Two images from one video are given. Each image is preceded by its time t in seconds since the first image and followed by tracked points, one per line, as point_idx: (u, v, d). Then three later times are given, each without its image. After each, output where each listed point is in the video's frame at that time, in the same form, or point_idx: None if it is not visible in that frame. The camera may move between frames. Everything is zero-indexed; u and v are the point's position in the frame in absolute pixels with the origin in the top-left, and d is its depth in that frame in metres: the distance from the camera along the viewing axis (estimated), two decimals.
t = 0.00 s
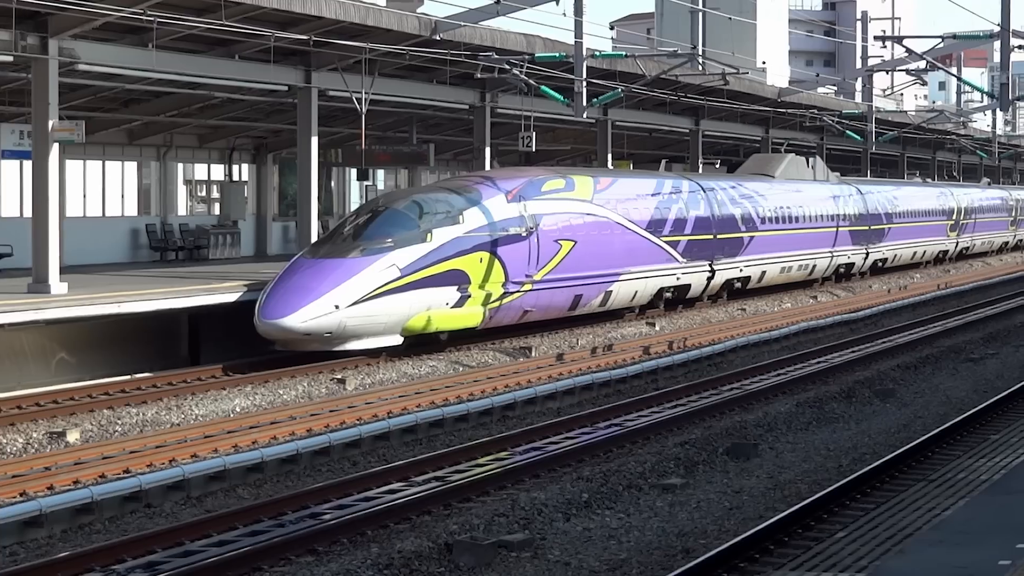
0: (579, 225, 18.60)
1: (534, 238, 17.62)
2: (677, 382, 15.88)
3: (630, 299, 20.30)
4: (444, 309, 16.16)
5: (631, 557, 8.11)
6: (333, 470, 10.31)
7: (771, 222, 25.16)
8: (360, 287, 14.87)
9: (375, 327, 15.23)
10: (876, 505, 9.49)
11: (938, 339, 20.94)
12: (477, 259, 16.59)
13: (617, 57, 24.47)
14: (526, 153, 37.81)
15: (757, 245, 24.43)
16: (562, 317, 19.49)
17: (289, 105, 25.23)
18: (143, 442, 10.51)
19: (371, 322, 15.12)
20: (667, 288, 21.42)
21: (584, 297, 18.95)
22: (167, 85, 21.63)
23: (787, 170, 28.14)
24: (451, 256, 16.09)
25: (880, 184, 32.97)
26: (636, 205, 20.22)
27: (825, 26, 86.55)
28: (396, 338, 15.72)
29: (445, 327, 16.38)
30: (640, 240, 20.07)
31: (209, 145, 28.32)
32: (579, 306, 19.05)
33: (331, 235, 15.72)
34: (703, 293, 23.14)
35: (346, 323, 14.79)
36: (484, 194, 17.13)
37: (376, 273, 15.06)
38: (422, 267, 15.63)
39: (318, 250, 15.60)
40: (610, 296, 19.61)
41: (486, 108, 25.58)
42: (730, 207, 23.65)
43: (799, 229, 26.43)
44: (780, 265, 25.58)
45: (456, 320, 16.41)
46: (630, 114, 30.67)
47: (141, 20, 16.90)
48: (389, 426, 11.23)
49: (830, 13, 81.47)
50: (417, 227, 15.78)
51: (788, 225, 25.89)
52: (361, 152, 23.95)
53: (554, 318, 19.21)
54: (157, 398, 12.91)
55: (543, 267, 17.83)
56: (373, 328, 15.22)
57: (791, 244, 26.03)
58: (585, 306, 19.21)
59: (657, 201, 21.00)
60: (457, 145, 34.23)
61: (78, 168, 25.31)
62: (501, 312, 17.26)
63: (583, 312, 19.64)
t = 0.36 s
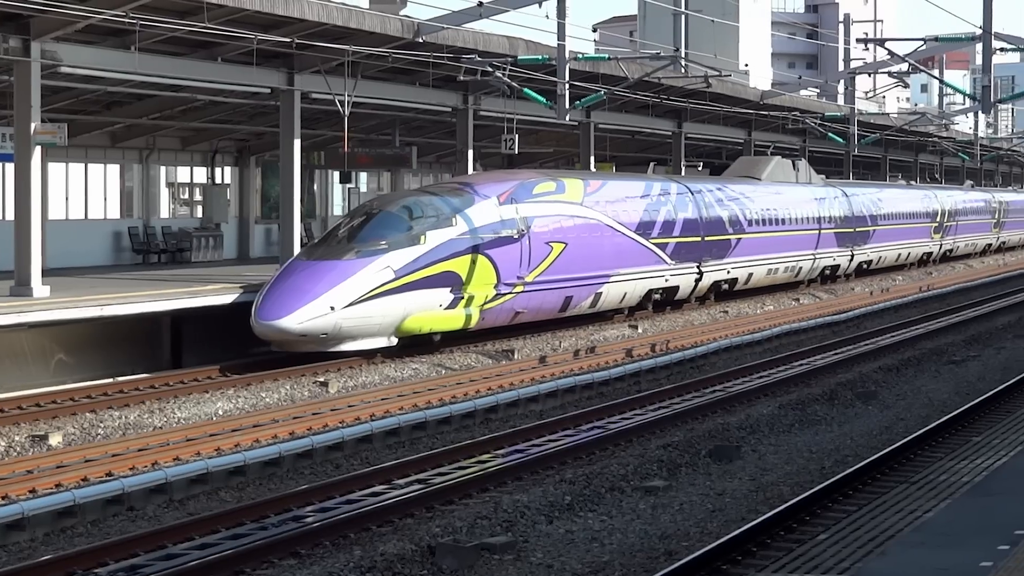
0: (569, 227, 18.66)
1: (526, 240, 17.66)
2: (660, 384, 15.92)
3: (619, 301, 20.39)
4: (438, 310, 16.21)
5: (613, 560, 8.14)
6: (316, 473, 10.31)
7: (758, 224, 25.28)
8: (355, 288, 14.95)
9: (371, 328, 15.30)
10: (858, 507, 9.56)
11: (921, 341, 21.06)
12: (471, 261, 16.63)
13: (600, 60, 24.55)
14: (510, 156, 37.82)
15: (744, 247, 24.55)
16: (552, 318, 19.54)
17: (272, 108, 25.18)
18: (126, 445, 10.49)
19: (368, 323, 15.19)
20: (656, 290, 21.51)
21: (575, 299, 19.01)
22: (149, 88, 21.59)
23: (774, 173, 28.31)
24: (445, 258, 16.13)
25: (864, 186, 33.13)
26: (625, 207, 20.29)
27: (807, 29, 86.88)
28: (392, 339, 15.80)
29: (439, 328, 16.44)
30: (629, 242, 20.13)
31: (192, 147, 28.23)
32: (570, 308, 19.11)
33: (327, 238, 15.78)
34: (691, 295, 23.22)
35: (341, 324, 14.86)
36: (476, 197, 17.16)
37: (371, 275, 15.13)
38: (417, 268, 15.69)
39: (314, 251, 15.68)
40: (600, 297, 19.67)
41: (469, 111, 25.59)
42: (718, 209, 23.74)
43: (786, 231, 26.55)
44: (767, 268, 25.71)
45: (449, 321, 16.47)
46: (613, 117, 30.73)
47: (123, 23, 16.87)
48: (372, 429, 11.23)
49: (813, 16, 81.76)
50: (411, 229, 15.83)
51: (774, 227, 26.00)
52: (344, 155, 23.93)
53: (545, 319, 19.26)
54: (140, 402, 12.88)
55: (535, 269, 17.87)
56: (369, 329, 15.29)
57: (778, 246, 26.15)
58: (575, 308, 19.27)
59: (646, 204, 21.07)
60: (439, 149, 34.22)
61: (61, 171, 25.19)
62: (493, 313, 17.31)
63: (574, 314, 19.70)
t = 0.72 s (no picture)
0: (552, 228, 18.72)
1: (510, 240, 17.71)
2: (635, 385, 16.01)
3: (601, 301, 20.48)
4: (425, 310, 16.26)
5: (588, 561, 8.19)
6: (291, 474, 10.33)
7: (738, 226, 25.44)
8: (343, 287, 15.00)
9: (359, 328, 15.36)
10: (833, 508, 9.66)
11: (896, 342, 21.24)
12: (457, 261, 16.68)
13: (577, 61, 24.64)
14: (486, 157, 37.86)
15: (724, 248, 24.70)
16: (535, 318, 19.61)
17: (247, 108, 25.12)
18: (101, 446, 10.47)
19: (355, 323, 15.24)
20: (637, 290, 21.62)
21: (558, 299, 19.08)
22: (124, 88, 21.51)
23: (753, 175, 28.49)
24: (431, 259, 16.18)
25: (841, 187, 33.36)
26: (608, 208, 20.37)
27: (783, 30, 87.27)
28: (379, 338, 15.86)
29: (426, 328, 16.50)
30: (611, 243, 20.22)
31: (167, 148, 28.12)
32: (553, 307, 19.18)
33: (313, 239, 15.81)
34: (671, 295, 23.35)
35: (329, 323, 14.90)
36: (461, 197, 17.20)
37: (359, 275, 15.19)
38: (403, 268, 15.74)
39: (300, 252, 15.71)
40: (583, 297, 19.76)
41: (445, 112, 25.61)
42: (698, 211, 23.87)
43: (765, 232, 26.72)
44: (746, 268, 25.88)
45: (436, 321, 16.51)
46: (590, 118, 30.82)
47: (99, 22, 16.82)
48: (348, 430, 11.24)
49: (788, 18, 82.16)
50: (397, 230, 15.89)
51: (753, 228, 26.17)
52: (320, 156, 23.91)
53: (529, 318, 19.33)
54: (115, 403, 12.85)
55: (519, 269, 17.93)
56: (357, 329, 15.35)
57: (757, 247, 26.32)
58: (558, 308, 19.34)
59: (627, 205, 21.17)
60: (416, 150, 34.22)
61: (36, 171, 25.05)
62: (478, 313, 17.35)
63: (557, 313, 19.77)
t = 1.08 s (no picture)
0: (536, 228, 18.78)
1: (495, 240, 17.76)
2: (612, 386, 16.08)
3: (584, 300, 20.56)
4: (411, 309, 16.30)
5: (566, 561, 8.25)
6: (269, 474, 10.33)
7: (719, 226, 25.60)
8: (331, 287, 15.03)
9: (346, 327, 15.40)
10: (809, 508, 9.75)
11: (872, 343, 21.41)
12: (442, 261, 16.73)
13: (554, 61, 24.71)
14: (463, 157, 37.88)
15: (705, 248, 24.84)
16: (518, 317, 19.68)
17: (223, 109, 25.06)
18: (78, 446, 10.46)
19: (344, 322, 15.28)
20: (619, 290, 21.72)
21: (542, 298, 19.16)
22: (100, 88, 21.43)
23: (733, 176, 28.65)
24: (417, 258, 16.22)
25: (819, 188, 33.57)
26: (590, 208, 20.45)
27: (760, 31, 87.65)
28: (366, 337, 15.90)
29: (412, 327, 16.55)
30: (593, 243, 20.30)
31: (144, 148, 28.00)
32: (537, 307, 19.25)
33: (300, 237, 15.81)
34: (653, 295, 23.46)
35: (318, 322, 14.94)
36: (446, 197, 17.23)
37: (346, 274, 15.22)
38: (390, 268, 15.78)
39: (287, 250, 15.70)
40: (566, 297, 19.85)
41: (422, 112, 25.62)
42: (680, 211, 23.99)
43: (745, 232, 26.87)
44: (727, 268, 26.03)
45: (421, 320, 16.57)
46: (567, 119, 30.89)
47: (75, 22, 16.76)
48: (325, 430, 11.25)
49: (765, 18, 82.52)
50: (384, 229, 15.92)
51: (733, 228, 26.32)
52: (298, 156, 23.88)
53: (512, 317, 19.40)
54: (91, 403, 12.82)
55: (504, 269, 17.98)
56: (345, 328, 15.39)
57: (737, 247, 26.48)
58: (542, 307, 19.42)
59: (610, 205, 21.25)
60: (393, 150, 34.21)
61: (11, 171, 24.90)
62: (463, 312, 17.41)
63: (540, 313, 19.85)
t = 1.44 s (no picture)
0: (527, 227, 18.82)
1: (487, 239, 17.79)
2: (596, 384, 16.11)
3: (575, 298, 20.61)
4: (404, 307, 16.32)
5: (550, 560, 8.28)
6: (253, 473, 10.34)
7: (708, 224, 25.69)
8: (326, 285, 15.03)
9: (341, 324, 15.41)
10: (794, 506, 9.81)
11: (857, 341, 21.50)
12: (435, 259, 16.75)
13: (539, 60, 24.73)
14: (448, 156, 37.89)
15: (693, 246, 24.92)
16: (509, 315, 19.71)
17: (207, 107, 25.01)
18: (63, 445, 10.45)
19: (339, 319, 15.29)
20: (608, 288, 21.77)
21: (534, 296, 19.20)
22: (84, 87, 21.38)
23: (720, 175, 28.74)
24: (410, 257, 16.24)
25: (805, 186, 33.69)
26: (581, 207, 20.50)
27: (744, 29, 87.87)
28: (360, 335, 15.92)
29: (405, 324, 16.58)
30: (583, 242, 20.35)
31: (129, 146, 27.92)
32: (528, 304, 19.29)
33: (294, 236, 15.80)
34: (642, 293, 23.52)
35: (313, 319, 14.94)
36: (439, 196, 17.25)
37: (342, 272, 15.23)
38: (384, 266, 15.80)
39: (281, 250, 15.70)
40: (558, 295, 19.90)
41: (407, 111, 25.61)
42: (668, 209, 24.06)
43: (732, 231, 26.98)
44: (715, 266, 26.12)
45: (414, 318, 16.59)
46: (551, 117, 30.92)
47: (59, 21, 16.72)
48: (310, 430, 11.25)
49: (749, 16, 82.73)
50: (377, 228, 15.94)
51: (721, 226, 26.41)
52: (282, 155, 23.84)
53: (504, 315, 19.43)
54: (75, 402, 12.80)
55: (496, 267, 18.02)
56: (340, 325, 15.40)
57: (724, 246, 26.57)
58: (534, 305, 19.46)
59: (600, 204, 21.31)
60: (378, 149, 34.19)
61: None
62: (456, 310, 17.44)
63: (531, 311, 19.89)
